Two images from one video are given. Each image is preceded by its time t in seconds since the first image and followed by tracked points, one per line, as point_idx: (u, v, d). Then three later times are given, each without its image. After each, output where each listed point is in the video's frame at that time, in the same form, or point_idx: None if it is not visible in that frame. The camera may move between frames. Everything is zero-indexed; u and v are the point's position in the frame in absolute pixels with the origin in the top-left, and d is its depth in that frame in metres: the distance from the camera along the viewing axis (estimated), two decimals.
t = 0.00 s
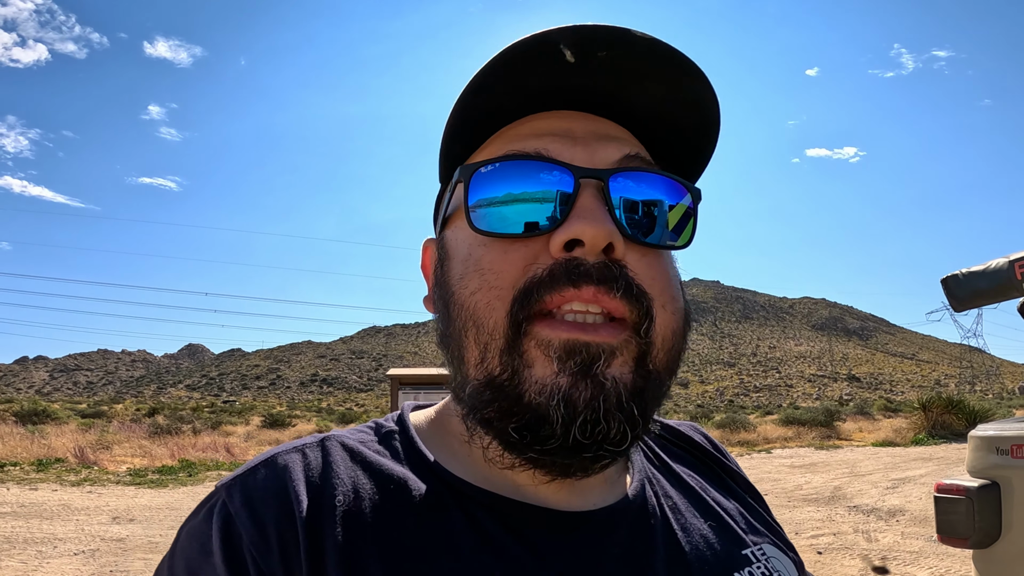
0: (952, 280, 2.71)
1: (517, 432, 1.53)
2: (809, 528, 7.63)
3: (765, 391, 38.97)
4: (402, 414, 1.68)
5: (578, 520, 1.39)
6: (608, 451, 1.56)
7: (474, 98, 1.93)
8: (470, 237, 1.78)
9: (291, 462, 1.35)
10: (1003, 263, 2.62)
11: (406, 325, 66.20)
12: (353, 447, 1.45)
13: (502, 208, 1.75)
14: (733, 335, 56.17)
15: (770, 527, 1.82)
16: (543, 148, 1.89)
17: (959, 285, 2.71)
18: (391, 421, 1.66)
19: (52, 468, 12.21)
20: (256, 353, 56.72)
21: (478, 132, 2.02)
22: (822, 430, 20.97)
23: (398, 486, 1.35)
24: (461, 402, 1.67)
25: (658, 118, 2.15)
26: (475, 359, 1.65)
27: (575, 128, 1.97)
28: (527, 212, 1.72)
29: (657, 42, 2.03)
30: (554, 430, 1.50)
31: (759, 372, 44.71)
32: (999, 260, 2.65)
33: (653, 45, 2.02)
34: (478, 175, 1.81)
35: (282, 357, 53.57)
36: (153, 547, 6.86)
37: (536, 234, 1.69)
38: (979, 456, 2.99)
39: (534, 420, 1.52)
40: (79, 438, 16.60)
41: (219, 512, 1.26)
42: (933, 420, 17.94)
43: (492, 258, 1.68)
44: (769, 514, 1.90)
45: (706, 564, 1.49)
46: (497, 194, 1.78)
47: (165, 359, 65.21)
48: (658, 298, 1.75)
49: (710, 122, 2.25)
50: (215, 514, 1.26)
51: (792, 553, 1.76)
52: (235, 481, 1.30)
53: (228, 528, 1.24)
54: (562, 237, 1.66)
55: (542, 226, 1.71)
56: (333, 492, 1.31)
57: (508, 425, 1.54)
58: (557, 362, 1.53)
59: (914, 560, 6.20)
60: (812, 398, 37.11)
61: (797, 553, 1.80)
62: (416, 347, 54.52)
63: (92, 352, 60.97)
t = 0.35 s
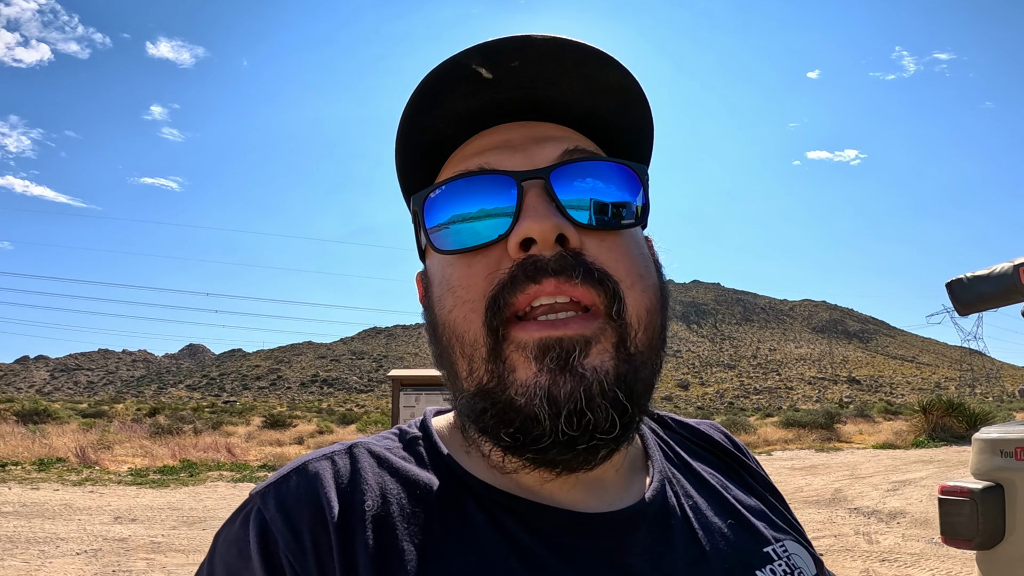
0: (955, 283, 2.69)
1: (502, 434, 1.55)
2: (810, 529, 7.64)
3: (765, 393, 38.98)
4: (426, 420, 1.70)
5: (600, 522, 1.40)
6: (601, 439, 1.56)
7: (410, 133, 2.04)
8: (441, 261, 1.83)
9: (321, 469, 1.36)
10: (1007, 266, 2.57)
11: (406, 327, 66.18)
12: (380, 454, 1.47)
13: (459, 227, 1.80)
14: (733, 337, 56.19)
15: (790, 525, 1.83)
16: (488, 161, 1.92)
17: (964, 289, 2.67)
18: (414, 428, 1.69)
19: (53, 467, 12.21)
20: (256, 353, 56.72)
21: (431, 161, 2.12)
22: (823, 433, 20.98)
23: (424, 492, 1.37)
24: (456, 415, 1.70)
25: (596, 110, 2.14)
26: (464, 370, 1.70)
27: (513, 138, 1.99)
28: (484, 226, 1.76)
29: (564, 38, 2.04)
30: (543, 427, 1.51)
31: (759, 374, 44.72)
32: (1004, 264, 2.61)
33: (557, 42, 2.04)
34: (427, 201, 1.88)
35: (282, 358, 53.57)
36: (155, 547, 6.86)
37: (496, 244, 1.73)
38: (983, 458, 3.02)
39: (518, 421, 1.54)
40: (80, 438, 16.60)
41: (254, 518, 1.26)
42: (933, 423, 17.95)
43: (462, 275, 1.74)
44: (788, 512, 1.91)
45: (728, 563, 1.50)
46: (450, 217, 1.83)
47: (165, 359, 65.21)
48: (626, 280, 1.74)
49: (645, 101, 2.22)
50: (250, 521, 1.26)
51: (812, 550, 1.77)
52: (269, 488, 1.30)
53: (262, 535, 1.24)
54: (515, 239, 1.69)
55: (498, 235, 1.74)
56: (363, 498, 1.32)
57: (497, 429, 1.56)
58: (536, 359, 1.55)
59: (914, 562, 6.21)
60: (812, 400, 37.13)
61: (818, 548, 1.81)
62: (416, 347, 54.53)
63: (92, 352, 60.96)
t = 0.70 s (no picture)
0: (959, 287, 2.71)
1: (516, 438, 1.55)
2: (810, 531, 7.65)
3: (764, 395, 39.00)
4: (434, 429, 1.71)
5: (613, 528, 1.40)
6: (615, 441, 1.56)
7: (426, 137, 2.04)
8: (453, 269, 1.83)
9: (333, 480, 1.36)
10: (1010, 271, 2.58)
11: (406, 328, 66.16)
12: (391, 463, 1.47)
13: (472, 235, 1.79)
14: (733, 339, 56.19)
15: (796, 528, 1.84)
16: (504, 168, 1.92)
17: (967, 292, 2.69)
18: (422, 435, 1.69)
19: (52, 467, 12.20)
20: (256, 354, 56.68)
21: (445, 165, 2.12)
22: (822, 434, 20.99)
23: (436, 501, 1.37)
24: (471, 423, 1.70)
25: (610, 120, 2.14)
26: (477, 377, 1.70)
27: (527, 144, 2.00)
28: (499, 234, 1.76)
29: (582, 47, 2.04)
30: (556, 429, 1.51)
31: (758, 376, 44.74)
32: (1010, 267, 2.58)
33: (576, 50, 2.04)
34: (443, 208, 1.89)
35: (281, 359, 53.55)
36: (155, 548, 6.86)
37: (509, 252, 1.73)
38: (987, 461, 3.03)
39: (533, 425, 1.54)
40: (80, 438, 16.62)
41: (267, 531, 1.26)
42: (932, 425, 17.94)
43: (475, 282, 1.74)
44: (795, 517, 1.91)
45: (738, 566, 1.51)
46: (465, 224, 1.83)
47: (164, 359, 65.25)
48: (642, 287, 1.75)
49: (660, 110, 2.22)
50: (263, 533, 1.27)
51: (818, 553, 1.77)
52: (280, 501, 1.30)
53: (276, 547, 1.25)
54: (531, 247, 1.69)
55: (513, 242, 1.74)
56: (376, 509, 1.32)
57: (510, 433, 1.56)
58: (551, 362, 1.55)
59: (915, 564, 6.21)
60: (811, 402, 37.14)
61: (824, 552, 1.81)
62: (416, 348, 54.50)
63: (91, 352, 60.93)
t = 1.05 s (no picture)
0: (959, 287, 2.71)
1: (516, 422, 1.54)
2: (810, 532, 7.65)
3: (764, 396, 39.02)
4: (434, 428, 1.71)
5: (613, 529, 1.40)
6: (615, 424, 1.55)
7: (426, 134, 2.04)
8: (454, 264, 1.83)
9: (332, 479, 1.37)
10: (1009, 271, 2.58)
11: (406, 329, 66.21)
12: (390, 462, 1.47)
13: (473, 229, 1.81)
14: (733, 340, 56.17)
15: (801, 529, 1.83)
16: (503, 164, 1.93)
17: (968, 292, 2.69)
18: (421, 434, 1.69)
19: (51, 468, 12.19)
20: (256, 355, 56.75)
21: (445, 163, 2.13)
22: (822, 435, 20.99)
23: (435, 500, 1.37)
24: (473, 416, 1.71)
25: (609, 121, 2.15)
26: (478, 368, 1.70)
27: (527, 142, 2.00)
28: (501, 228, 1.77)
29: (582, 46, 2.05)
30: (555, 411, 1.51)
31: (758, 378, 44.75)
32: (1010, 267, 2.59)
33: (576, 50, 2.05)
34: (445, 202, 1.89)
35: (281, 359, 53.56)
36: (153, 548, 6.85)
37: (510, 244, 1.74)
38: (989, 462, 3.03)
39: (533, 409, 1.53)
40: (80, 438, 16.64)
41: (265, 528, 1.27)
42: (932, 426, 17.93)
43: (475, 274, 1.74)
44: (799, 518, 1.91)
45: (740, 567, 1.51)
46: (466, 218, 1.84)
47: (165, 359, 65.32)
48: (642, 277, 1.76)
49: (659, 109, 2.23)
50: (261, 531, 1.28)
51: (822, 553, 1.77)
52: (279, 498, 1.31)
53: (274, 546, 1.25)
54: (531, 239, 1.71)
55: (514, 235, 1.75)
56: (374, 507, 1.32)
57: (509, 418, 1.55)
58: (550, 347, 1.55)
59: (914, 565, 6.21)
60: (811, 403, 37.15)
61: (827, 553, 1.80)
62: (416, 349, 54.50)
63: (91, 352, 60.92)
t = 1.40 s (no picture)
0: (960, 287, 2.71)
1: (565, 411, 1.50)
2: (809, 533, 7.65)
3: (764, 397, 39.04)
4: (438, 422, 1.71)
5: (616, 527, 1.40)
6: (659, 414, 1.54)
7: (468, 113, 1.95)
8: (488, 247, 1.74)
9: (332, 473, 1.38)
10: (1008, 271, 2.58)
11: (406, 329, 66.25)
12: (392, 456, 1.48)
13: (514, 213, 1.73)
14: (733, 341, 56.15)
15: (806, 529, 1.84)
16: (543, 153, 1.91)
17: (968, 292, 2.69)
18: (426, 429, 1.70)
19: (50, 467, 12.21)
20: (256, 355, 56.79)
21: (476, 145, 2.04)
22: (821, 437, 21.02)
23: (437, 494, 1.38)
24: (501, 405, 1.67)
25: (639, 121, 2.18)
26: (512, 355, 1.62)
27: (563, 135, 2.00)
28: (539, 214, 1.71)
29: (627, 47, 2.05)
30: (605, 401, 1.47)
31: (757, 379, 44.78)
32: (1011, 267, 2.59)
33: (620, 50, 2.04)
34: (483, 183, 1.82)
35: (281, 360, 53.56)
36: (152, 548, 6.85)
37: (552, 229, 1.69)
38: (988, 462, 3.03)
39: (583, 395, 1.48)
40: (79, 438, 16.65)
41: (265, 522, 1.29)
42: (932, 428, 17.91)
43: (515, 257, 1.66)
44: (803, 516, 1.91)
45: (745, 566, 1.51)
46: (505, 201, 1.77)
47: (165, 359, 65.36)
48: (675, 273, 1.76)
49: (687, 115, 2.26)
50: (262, 525, 1.29)
51: (826, 552, 1.77)
52: (279, 493, 1.32)
53: (274, 540, 1.26)
54: (578, 228, 1.65)
55: (557, 221, 1.70)
56: (375, 502, 1.33)
57: (558, 407, 1.50)
58: (600, 336, 1.50)
59: (914, 566, 6.21)
60: (811, 404, 37.17)
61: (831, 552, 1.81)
62: (416, 350, 54.49)
63: (91, 352, 60.96)
